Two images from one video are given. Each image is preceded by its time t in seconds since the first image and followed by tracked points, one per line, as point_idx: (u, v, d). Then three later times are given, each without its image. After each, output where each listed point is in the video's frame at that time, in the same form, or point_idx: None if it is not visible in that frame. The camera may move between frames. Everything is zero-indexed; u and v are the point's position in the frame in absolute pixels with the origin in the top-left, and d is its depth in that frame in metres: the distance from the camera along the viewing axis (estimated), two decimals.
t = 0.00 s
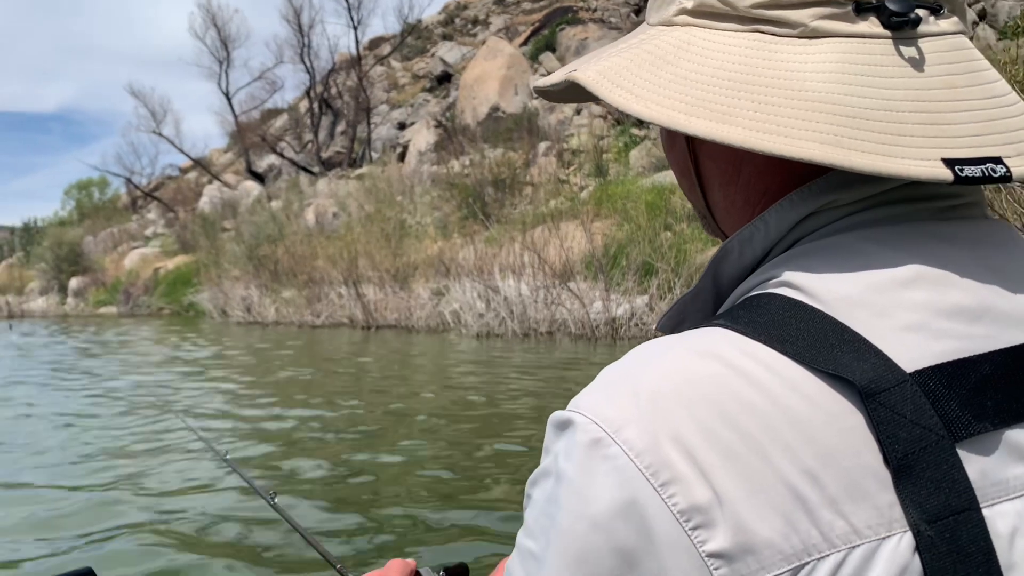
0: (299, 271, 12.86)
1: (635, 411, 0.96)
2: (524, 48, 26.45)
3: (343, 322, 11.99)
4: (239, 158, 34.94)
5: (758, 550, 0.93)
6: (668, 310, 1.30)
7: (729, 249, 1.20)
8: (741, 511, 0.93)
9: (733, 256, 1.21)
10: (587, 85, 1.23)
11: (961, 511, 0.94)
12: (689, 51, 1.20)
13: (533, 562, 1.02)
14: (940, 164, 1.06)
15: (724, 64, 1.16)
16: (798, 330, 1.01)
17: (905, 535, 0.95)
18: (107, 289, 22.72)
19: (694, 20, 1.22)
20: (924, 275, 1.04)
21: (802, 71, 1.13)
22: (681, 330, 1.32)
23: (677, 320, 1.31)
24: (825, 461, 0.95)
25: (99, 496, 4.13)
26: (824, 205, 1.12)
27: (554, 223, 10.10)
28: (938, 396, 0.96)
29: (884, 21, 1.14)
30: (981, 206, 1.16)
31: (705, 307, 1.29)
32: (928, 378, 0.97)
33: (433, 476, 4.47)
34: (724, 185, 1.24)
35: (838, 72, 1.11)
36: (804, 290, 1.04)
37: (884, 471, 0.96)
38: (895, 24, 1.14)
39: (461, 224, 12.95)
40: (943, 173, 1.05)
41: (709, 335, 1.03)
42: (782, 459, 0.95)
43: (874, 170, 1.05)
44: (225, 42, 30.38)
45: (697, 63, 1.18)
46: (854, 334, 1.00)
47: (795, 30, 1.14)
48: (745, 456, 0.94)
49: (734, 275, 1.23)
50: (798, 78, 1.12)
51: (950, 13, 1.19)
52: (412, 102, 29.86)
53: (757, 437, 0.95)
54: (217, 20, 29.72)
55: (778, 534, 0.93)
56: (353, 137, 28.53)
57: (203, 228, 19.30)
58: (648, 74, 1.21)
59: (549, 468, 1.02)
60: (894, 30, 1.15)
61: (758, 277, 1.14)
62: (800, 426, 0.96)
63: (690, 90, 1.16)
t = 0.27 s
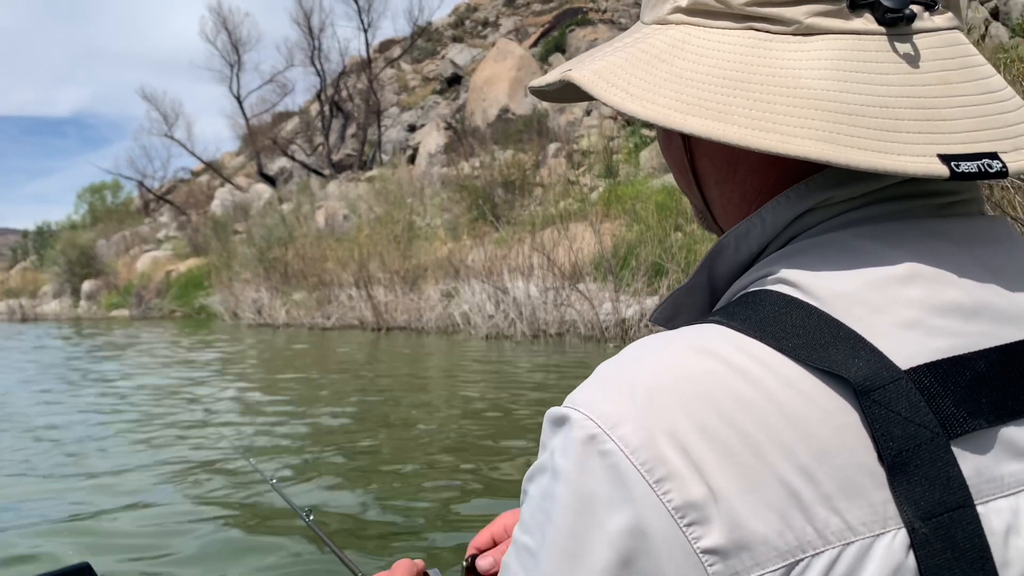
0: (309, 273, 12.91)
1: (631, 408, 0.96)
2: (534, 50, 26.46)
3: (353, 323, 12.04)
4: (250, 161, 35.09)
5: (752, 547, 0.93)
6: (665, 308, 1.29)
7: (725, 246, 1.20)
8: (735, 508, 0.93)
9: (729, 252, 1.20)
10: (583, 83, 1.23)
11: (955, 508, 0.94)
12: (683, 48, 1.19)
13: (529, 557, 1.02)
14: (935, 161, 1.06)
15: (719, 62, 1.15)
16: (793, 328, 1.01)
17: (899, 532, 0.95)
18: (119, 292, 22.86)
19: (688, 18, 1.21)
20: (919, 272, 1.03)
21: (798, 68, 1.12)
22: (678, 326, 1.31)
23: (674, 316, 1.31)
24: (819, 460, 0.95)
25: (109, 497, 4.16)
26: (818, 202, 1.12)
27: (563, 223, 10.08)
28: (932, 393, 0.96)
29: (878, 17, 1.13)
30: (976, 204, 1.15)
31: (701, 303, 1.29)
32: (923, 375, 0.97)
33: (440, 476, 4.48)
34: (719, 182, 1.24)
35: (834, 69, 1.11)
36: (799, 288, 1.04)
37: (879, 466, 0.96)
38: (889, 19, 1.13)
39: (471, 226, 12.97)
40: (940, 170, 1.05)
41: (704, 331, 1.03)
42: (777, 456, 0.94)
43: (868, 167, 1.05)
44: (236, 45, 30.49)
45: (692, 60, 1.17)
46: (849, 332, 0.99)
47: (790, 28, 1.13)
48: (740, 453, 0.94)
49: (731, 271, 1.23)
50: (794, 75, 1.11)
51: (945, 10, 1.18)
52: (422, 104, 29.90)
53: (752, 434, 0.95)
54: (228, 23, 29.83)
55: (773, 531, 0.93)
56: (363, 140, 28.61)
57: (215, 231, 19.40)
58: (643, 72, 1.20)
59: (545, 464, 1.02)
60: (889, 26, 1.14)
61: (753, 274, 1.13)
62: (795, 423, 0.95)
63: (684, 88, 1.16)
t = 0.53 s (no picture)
0: (318, 277, 12.93)
1: (641, 409, 0.93)
2: (543, 52, 26.44)
3: (362, 327, 12.06)
4: (260, 165, 35.20)
5: (764, 551, 0.90)
6: (671, 306, 1.27)
7: (733, 245, 1.18)
8: (747, 512, 0.91)
9: (737, 252, 1.19)
10: (593, 77, 1.21)
11: (967, 511, 0.92)
12: (696, 44, 1.17)
13: (535, 561, 0.99)
14: (946, 166, 1.05)
15: (731, 58, 1.13)
16: (804, 328, 0.99)
17: (910, 536, 0.93)
18: (130, 296, 22.95)
19: (701, 12, 1.19)
20: (929, 273, 1.02)
21: (811, 66, 1.10)
22: (684, 327, 1.30)
23: (680, 317, 1.29)
24: (832, 463, 0.93)
25: (118, 498, 4.17)
26: (828, 201, 1.10)
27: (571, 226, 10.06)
28: (944, 395, 0.94)
29: (894, 17, 1.11)
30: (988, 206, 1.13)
31: (708, 302, 1.27)
32: (934, 378, 0.95)
33: (448, 480, 4.47)
34: (728, 181, 1.22)
35: (848, 68, 1.09)
36: (809, 288, 1.02)
37: (891, 469, 0.94)
38: (905, 18, 1.11)
39: (479, 228, 12.97)
40: (951, 175, 1.04)
41: (715, 332, 1.01)
42: (790, 459, 0.92)
43: (878, 170, 1.04)
44: (246, 49, 30.57)
45: (703, 56, 1.15)
46: (860, 332, 0.97)
47: (805, 26, 1.12)
48: (751, 455, 0.92)
49: (739, 271, 1.21)
50: (807, 73, 1.10)
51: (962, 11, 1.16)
52: (431, 107, 29.92)
53: (765, 436, 0.92)
54: (238, 27, 29.90)
55: (785, 535, 0.91)
56: (372, 143, 28.64)
57: (225, 235, 19.46)
58: (655, 66, 1.18)
59: (551, 466, 0.99)
60: (905, 27, 1.12)
61: (762, 273, 1.12)
62: (807, 425, 0.93)
63: (695, 85, 1.14)
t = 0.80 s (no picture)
0: (324, 279, 12.95)
1: (641, 410, 0.92)
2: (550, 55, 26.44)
3: (367, 329, 12.09)
4: (267, 168, 35.28)
5: (763, 552, 0.90)
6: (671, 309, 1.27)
7: (732, 247, 1.18)
8: (747, 513, 0.90)
9: (737, 254, 1.18)
10: (597, 77, 1.20)
11: (967, 512, 0.92)
12: (703, 47, 1.16)
13: (534, 561, 0.98)
14: (950, 188, 1.05)
15: (737, 65, 1.13)
16: (804, 330, 0.98)
17: (911, 537, 0.93)
18: (138, 298, 23.03)
19: (710, 12, 1.18)
20: (929, 276, 1.01)
21: (815, 72, 1.10)
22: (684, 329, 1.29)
23: (680, 319, 1.28)
24: (832, 464, 0.92)
25: (126, 499, 4.19)
26: (828, 205, 1.10)
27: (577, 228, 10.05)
28: (945, 397, 0.94)
29: (906, 30, 1.10)
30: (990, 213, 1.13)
31: (708, 306, 1.26)
32: (936, 382, 0.94)
33: (452, 482, 4.47)
34: (729, 183, 1.22)
35: (854, 75, 1.09)
36: (810, 290, 1.01)
37: (890, 470, 0.93)
38: (915, 31, 1.10)
39: (485, 231, 12.97)
40: (954, 198, 1.04)
41: (714, 334, 1.00)
42: (789, 461, 0.92)
43: (881, 186, 1.04)
44: (253, 52, 30.64)
45: (710, 61, 1.15)
46: (861, 334, 0.97)
47: (812, 33, 1.11)
48: (752, 458, 0.91)
49: (739, 273, 1.21)
50: (811, 80, 1.09)
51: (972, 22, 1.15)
52: (438, 110, 29.94)
53: (764, 438, 0.92)
54: (245, 30, 29.97)
55: (785, 536, 0.91)
56: (379, 146, 28.68)
57: (233, 238, 19.51)
58: (661, 68, 1.17)
59: (550, 467, 0.98)
60: (917, 41, 1.11)
61: (762, 275, 1.11)
62: (808, 427, 0.93)
63: (697, 88, 1.13)
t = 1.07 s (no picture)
0: (327, 280, 12.95)
1: (644, 415, 0.90)
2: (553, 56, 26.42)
3: (370, 330, 12.09)
4: (270, 169, 35.31)
5: (770, 557, 0.88)
6: (675, 312, 1.25)
7: (735, 249, 1.15)
8: (752, 518, 0.88)
9: (740, 257, 1.15)
10: (599, 80, 1.18)
11: (974, 516, 0.89)
12: (706, 49, 1.14)
13: (539, 566, 0.96)
14: (956, 192, 1.03)
15: (741, 68, 1.11)
16: (808, 333, 0.96)
17: (917, 541, 0.91)
18: (141, 300, 23.04)
19: (711, 15, 1.16)
20: (934, 278, 0.99)
21: (820, 74, 1.08)
22: (687, 332, 1.27)
23: (684, 322, 1.26)
24: (839, 468, 0.90)
25: (127, 500, 4.19)
26: (832, 207, 1.08)
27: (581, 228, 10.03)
28: (950, 400, 0.92)
29: (909, 34, 1.08)
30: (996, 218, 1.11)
31: (712, 309, 1.24)
32: (942, 386, 0.92)
33: (454, 484, 4.45)
34: (732, 184, 1.19)
35: (858, 79, 1.06)
36: (815, 293, 0.99)
37: (896, 474, 0.91)
38: (918, 35, 1.08)
39: (488, 232, 12.96)
40: (957, 202, 1.02)
41: (718, 338, 0.98)
42: (795, 465, 0.90)
43: (886, 191, 1.02)
44: (257, 54, 30.65)
45: (713, 65, 1.13)
46: (866, 338, 0.95)
47: (816, 37, 1.09)
48: (758, 463, 0.89)
49: (742, 277, 1.18)
50: (817, 83, 1.07)
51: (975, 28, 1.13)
52: (441, 111, 29.93)
53: (770, 443, 0.90)
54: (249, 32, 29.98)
55: (791, 540, 0.89)
56: (383, 148, 28.68)
57: (236, 240, 19.51)
58: (663, 72, 1.15)
59: (553, 472, 0.96)
60: (919, 45, 1.09)
61: (766, 278, 1.09)
62: (813, 433, 0.91)
63: (701, 91, 1.12)
